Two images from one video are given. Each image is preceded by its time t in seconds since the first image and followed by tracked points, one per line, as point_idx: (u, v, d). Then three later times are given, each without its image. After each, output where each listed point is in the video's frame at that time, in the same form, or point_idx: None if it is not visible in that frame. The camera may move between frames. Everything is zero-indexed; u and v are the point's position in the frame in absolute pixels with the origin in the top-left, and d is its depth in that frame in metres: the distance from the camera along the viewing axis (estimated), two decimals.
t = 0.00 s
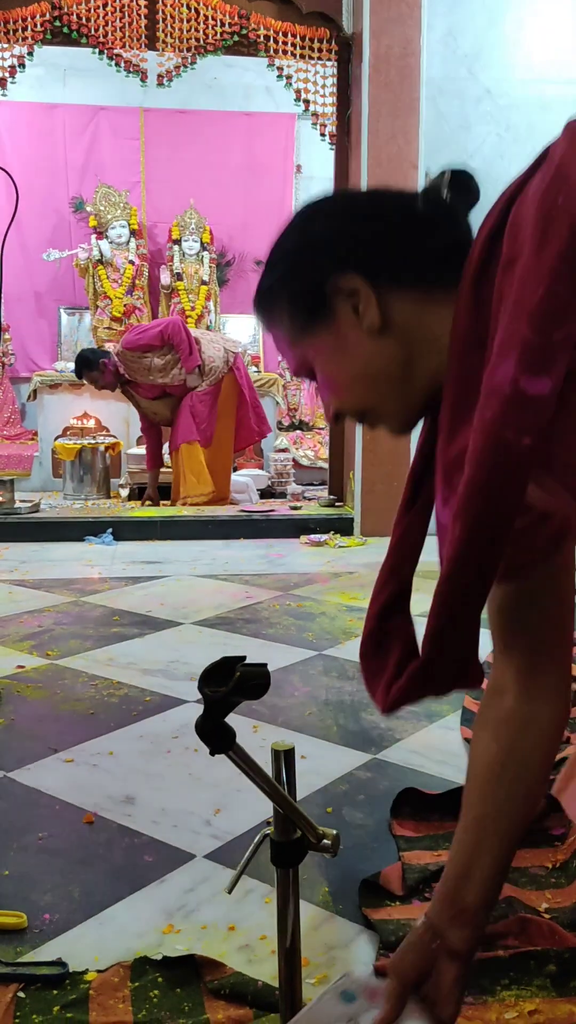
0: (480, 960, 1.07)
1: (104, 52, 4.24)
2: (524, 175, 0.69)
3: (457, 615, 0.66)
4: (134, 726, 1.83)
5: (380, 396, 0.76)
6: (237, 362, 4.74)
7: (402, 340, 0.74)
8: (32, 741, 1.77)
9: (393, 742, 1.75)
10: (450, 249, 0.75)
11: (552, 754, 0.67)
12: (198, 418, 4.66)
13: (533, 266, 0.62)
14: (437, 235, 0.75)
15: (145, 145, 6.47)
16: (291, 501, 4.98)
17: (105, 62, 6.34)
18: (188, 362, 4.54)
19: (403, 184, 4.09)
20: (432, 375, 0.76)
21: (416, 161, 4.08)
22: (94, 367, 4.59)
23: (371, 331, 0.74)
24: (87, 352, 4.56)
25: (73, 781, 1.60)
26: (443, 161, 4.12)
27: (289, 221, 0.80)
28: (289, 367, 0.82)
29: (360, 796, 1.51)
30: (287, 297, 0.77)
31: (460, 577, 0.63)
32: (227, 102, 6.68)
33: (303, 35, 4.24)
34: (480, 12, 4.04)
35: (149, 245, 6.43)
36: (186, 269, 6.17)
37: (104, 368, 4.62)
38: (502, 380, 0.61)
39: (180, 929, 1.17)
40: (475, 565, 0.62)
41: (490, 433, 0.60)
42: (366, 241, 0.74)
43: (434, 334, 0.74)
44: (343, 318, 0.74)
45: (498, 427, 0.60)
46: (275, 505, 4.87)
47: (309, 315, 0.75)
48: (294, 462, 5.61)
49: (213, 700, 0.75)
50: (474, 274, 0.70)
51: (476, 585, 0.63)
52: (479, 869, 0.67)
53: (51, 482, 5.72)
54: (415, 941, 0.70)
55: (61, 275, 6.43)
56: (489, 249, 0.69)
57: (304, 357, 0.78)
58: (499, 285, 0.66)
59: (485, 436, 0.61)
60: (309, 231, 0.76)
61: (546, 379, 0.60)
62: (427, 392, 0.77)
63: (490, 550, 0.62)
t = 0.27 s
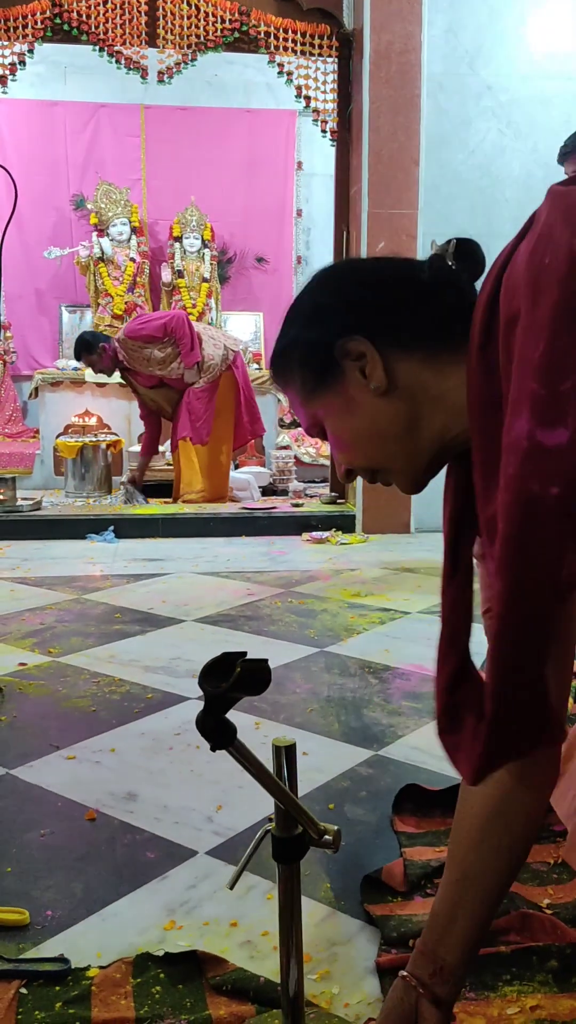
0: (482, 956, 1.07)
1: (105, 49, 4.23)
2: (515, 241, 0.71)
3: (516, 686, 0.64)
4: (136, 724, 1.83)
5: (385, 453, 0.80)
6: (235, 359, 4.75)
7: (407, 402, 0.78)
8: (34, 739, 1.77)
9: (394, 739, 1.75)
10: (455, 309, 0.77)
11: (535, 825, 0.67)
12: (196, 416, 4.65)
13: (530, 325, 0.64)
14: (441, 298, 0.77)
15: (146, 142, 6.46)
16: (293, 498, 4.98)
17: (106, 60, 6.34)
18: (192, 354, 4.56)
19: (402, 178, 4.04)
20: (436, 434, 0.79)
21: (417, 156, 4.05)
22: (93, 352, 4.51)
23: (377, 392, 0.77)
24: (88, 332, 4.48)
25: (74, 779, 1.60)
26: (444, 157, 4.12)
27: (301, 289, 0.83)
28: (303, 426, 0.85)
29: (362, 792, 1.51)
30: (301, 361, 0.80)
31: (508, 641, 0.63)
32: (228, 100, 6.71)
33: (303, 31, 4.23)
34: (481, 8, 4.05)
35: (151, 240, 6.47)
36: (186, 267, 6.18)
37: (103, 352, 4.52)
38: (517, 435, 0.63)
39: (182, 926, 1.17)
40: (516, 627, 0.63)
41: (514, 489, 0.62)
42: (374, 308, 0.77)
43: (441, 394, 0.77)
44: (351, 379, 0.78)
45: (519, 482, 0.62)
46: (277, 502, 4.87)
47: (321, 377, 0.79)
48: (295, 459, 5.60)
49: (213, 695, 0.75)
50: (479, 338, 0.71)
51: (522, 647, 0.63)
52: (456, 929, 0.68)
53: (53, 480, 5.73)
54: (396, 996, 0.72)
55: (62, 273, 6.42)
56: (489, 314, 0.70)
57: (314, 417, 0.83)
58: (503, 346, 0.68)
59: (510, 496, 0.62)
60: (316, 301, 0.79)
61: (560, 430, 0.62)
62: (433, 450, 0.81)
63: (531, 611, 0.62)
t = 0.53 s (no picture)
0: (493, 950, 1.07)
1: (111, 45, 4.23)
2: (513, 225, 0.71)
3: (544, 667, 0.65)
4: (145, 719, 1.84)
5: (408, 435, 0.81)
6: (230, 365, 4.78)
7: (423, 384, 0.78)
8: (44, 734, 1.78)
9: (403, 734, 1.75)
10: (465, 289, 0.77)
11: (570, 788, 0.70)
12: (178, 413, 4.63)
13: (529, 314, 0.64)
14: (453, 280, 0.77)
15: (152, 138, 6.45)
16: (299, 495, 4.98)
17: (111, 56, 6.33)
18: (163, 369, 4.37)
19: (408, 173, 4.04)
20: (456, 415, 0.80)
21: (424, 152, 4.04)
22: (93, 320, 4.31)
23: (393, 374, 0.78)
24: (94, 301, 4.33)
25: (85, 773, 1.61)
26: (450, 152, 4.12)
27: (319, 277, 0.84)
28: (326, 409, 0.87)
29: (371, 787, 1.52)
30: (322, 346, 0.81)
31: (532, 625, 0.64)
32: (234, 95, 6.65)
33: (310, 27, 4.22)
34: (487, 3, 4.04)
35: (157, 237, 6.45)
36: (192, 263, 6.18)
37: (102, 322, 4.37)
38: (523, 424, 0.64)
39: (193, 920, 1.18)
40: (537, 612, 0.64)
41: (525, 474, 0.63)
42: (387, 295, 0.77)
43: (458, 374, 0.77)
44: (369, 363, 0.79)
45: (530, 468, 0.63)
46: (284, 498, 4.88)
47: (340, 363, 0.80)
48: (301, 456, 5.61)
49: (226, 690, 0.76)
50: (486, 322, 0.71)
51: (546, 631, 0.64)
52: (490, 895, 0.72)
53: (60, 476, 5.71)
54: (436, 954, 0.75)
55: (69, 269, 6.42)
56: (493, 300, 0.70)
57: (337, 401, 0.84)
58: (508, 333, 0.69)
59: (522, 481, 0.63)
60: (333, 288, 0.81)
61: (566, 416, 0.62)
62: (453, 429, 0.81)
63: (551, 593, 0.63)
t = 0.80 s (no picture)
0: (505, 950, 1.07)
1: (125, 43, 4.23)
2: (527, 228, 0.71)
3: (531, 667, 0.65)
4: (159, 716, 1.85)
5: (428, 437, 0.81)
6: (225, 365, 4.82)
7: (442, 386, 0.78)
8: (58, 730, 1.79)
9: (416, 733, 1.75)
10: (483, 291, 0.77)
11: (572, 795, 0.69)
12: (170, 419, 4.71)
13: (534, 316, 0.64)
14: (475, 281, 0.77)
15: (166, 136, 6.44)
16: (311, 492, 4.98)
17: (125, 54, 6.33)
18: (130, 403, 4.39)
19: (423, 171, 4.03)
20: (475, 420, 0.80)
21: (438, 149, 4.03)
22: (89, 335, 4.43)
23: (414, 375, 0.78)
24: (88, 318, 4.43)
25: (99, 770, 1.61)
26: (464, 150, 4.11)
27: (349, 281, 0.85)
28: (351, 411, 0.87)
29: (384, 785, 1.52)
30: (347, 347, 0.82)
31: (512, 619, 0.64)
32: (247, 92, 6.66)
33: (324, 24, 4.21)
34: None
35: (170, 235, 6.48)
36: (205, 260, 6.19)
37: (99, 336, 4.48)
38: (518, 423, 0.64)
39: (207, 916, 1.19)
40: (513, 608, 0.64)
41: (515, 473, 0.63)
42: (409, 296, 0.78)
43: (479, 373, 0.77)
44: (392, 365, 0.79)
45: (520, 468, 0.63)
46: (296, 496, 4.88)
47: (364, 365, 0.81)
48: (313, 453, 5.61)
49: (244, 689, 0.76)
50: (499, 321, 0.71)
51: (524, 621, 0.64)
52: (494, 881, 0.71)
53: (73, 474, 5.70)
54: (434, 931, 0.73)
55: (82, 267, 6.44)
56: (508, 299, 0.70)
57: (361, 401, 0.85)
58: (516, 334, 0.68)
59: (512, 480, 0.63)
60: (358, 292, 0.82)
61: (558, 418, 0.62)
62: (474, 429, 0.81)
63: (536, 587, 0.63)
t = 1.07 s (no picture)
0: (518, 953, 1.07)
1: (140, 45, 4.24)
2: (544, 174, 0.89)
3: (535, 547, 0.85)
4: (171, 716, 1.85)
5: (446, 352, 1.04)
6: (214, 360, 4.66)
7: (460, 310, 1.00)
8: (71, 730, 1.80)
9: (428, 735, 1.75)
10: (496, 219, 0.99)
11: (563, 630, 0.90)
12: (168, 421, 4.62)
13: (547, 268, 0.82)
14: (477, 211, 0.98)
15: (179, 138, 6.46)
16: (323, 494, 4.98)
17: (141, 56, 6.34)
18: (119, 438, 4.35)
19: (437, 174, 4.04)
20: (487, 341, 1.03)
21: (451, 151, 4.04)
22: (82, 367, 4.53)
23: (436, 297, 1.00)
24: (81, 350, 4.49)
25: (111, 769, 1.62)
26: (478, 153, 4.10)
27: (371, 194, 1.07)
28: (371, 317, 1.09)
29: (396, 787, 1.52)
30: (369, 265, 1.03)
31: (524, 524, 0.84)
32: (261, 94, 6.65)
33: (339, 26, 4.21)
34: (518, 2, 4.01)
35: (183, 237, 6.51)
36: (218, 262, 6.20)
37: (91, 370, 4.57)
38: (531, 368, 0.83)
39: (220, 916, 1.19)
40: (520, 516, 0.85)
41: (529, 413, 0.83)
42: (429, 224, 0.99)
43: (492, 300, 1.00)
44: (411, 283, 1.01)
45: (534, 411, 0.83)
46: (307, 497, 4.88)
47: (386, 279, 1.02)
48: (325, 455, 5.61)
49: (260, 689, 0.77)
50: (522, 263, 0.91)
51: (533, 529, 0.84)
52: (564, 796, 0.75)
53: (85, 474, 5.78)
54: (507, 862, 0.77)
55: (95, 268, 6.47)
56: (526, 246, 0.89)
57: (381, 315, 1.06)
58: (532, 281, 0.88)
59: (525, 418, 0.83)
60: (382, 215, 1.03)
61: (566, 368, 0.80)
62: (484, 341, 1.03)
63: (537, 494, 0.84)
